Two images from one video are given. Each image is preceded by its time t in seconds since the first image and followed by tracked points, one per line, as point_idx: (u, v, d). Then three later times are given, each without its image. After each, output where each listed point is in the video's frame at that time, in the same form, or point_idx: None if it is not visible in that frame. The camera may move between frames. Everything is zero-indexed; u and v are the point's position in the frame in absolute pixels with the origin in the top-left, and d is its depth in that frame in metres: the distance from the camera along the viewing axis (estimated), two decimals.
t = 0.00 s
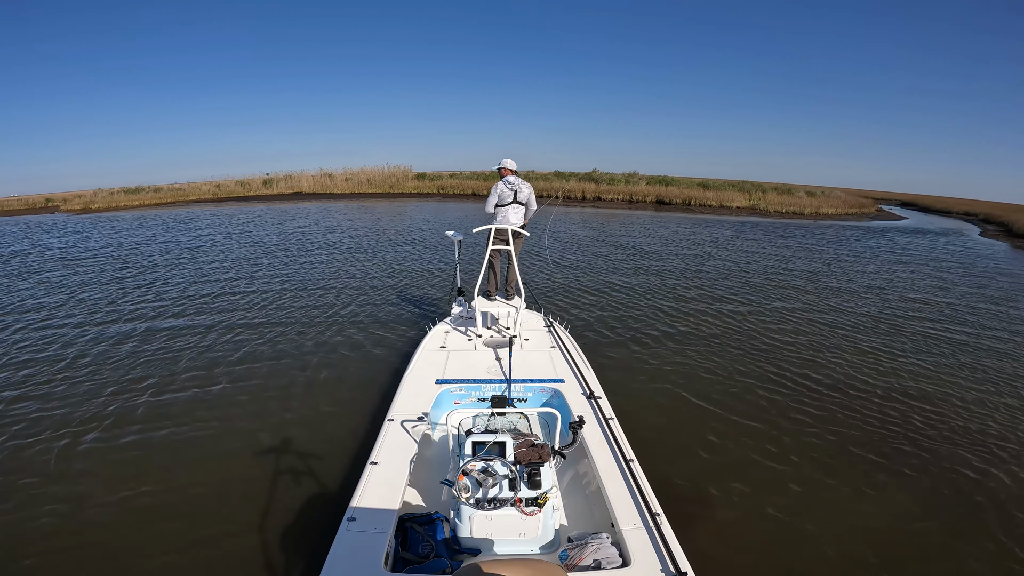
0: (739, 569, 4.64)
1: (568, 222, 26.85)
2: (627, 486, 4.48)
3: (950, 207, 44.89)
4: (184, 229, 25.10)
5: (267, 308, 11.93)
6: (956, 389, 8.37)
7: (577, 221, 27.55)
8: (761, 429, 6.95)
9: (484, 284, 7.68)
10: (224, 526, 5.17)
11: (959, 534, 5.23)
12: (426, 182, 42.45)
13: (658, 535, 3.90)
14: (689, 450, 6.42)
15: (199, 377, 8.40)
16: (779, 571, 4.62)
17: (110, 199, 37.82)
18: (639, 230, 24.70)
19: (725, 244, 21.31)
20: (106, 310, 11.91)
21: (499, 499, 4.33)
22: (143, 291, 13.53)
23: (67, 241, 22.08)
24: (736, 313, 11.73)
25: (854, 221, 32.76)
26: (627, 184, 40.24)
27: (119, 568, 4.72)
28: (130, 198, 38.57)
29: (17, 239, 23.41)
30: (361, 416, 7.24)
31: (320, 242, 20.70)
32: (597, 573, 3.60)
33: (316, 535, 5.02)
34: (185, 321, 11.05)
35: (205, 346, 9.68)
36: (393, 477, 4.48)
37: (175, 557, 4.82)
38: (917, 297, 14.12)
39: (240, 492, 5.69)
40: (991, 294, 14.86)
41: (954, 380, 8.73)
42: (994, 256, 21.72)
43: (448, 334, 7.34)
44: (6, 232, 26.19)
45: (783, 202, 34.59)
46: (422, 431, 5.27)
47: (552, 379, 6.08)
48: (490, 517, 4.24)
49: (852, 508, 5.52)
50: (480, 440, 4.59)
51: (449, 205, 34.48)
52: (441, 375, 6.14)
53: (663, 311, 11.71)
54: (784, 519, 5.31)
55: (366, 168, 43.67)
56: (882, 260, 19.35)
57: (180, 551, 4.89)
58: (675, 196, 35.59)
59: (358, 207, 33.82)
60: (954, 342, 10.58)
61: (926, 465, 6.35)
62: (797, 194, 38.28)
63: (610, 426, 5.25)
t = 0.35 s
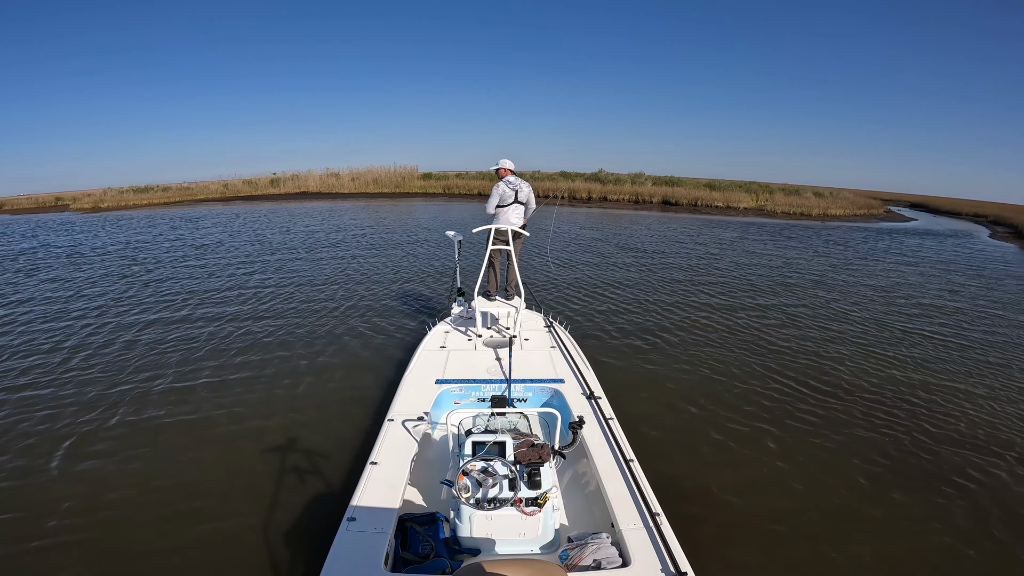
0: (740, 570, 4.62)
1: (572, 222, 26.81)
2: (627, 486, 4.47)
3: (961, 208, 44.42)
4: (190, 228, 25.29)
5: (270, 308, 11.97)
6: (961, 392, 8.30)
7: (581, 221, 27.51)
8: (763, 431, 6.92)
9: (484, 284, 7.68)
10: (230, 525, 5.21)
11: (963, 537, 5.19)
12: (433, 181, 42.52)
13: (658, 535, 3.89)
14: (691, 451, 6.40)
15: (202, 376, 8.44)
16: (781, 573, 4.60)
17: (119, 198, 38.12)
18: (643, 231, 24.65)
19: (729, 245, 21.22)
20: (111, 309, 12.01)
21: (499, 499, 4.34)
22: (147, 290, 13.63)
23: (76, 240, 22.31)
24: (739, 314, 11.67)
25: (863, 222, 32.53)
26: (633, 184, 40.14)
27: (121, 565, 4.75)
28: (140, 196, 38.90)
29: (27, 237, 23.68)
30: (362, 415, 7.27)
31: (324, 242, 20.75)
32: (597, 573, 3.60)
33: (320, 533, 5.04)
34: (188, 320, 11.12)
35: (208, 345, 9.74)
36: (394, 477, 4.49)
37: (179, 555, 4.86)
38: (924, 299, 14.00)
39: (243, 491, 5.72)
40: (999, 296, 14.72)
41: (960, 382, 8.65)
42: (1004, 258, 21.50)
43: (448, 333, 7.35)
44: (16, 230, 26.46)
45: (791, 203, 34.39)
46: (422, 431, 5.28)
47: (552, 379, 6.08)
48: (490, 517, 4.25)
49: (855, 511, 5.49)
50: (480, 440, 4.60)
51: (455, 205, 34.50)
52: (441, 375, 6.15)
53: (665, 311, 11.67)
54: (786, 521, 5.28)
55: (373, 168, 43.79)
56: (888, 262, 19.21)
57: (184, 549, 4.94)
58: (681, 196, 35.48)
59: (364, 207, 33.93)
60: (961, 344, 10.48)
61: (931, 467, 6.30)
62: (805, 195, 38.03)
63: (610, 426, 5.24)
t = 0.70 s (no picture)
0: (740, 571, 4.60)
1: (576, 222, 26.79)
2: (627, 486, 4.46)
3: (973, 209, 44.11)
4: (198, 227, 25.48)
5: (272, 307, 12.01)
6: (967, 394, 8.24)
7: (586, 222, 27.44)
8: (765, 432, 6.88)
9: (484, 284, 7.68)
10: (234, 524, 5.23)
11: (968, 540, 5.15)
12: (439, 181, 42.59)
13: (658, 535, 3.88)
14: (692, 452, 6.37)
15: (204, 375, 8.48)
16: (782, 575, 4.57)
17: (129, 198, 38.44)
18: (647, 231, 24.60)
19: (732, 245, 21.13)
20: (115, 307, 12.09)
21: (499, 499, 4.34)
22: (151, 288, 13.70)
23: (85, 238, 22.52)
24: (742, 316, 11.60)
25: (871, 223, 32.27)
26: (640, 185, 40.03)
27: (123, 565, 4.77)
28: (149, 196, 39.22)
29: (38, 236, 23.93)
30: (363, 414, 7.29)
31: (327, 241, 20.81)
32: (596, 574, 3.59)
33: (324, 532, 5.06)
34: (191, 319, 11.17)
35: (210, 344, 9.79)
36: (393, 477, 4.50)
37: (182, 554, 4.89)
38: (929, 300, 13.89)
39: (246, 490, 5.75)
40: (1006, 298, 14.57)
41: (965, 384, 8.58)
42: (1014, 260, 21.27)
43: (448, 333, 7.36)
44: (26, 229, 26.69)
45: (799, 203, 34.17)
46: (422, 430, 5.29)
47: (552, 379, 6.08)
48: (490, 517, 4.25)
49: (860, 513, 5.44)
50: (480, 440, 4.60)
51: (461, 205, 34.51)
52: (441, 375, 6.16)
53: (668, 312, 11.63)
54: (789, 523, 5.24)
55: (379, 168, 43.92)
56: (895, 264, 19.04)
57: (189, 547, 4.97)
58: (688, 197, 35.35)
59: (370, 206, 34.03)
60: (966, 346, 10.40)
61: (936, 470, 6.25)
62: (813, 196, 37.76)
63: (609, 426, 5.23)
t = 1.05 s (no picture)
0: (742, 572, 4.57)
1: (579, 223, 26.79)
2: (627, 485, 4.45)
3: (983, 210, 43.65)
4: (205, 226, 25.61)
5: (273, 306, 12.02)
6: (973, 396, 8.16)
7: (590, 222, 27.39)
8: (767, 433, 6.84)
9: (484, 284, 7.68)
10: (238, 524, 5.23)
11: (973, 541, 5.12)
12: (445, 181, 42.61)
13: (658, 535, 3.87)
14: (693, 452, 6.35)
15: (206, 374, 8.51)
16: None
17: (138, 197, 38.71)
18: (651, 231, 24.52)
19: (735, 246, 21.05)
20: (117, 306, 12.13)
21: (499, 499, 4.34)
22: (153, 287, 13.74)
23: (93, 237, 22.69)
24: (746, 317, 11.54)
25: (880, 224, 32.01)
26: (646, 185, 39.93)
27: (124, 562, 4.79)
28: (158, 195, 39.47)
29: (47, 234, 24.11)
30: (365, 413, 7.30)
31: (331, 241, 20.87)
32: (596, 574, 3.58)
33: (328, 532, 5.05)
34: (192, 318, 11.19)
35: (211, 343, 9.80)
36: (394, 477, 4.51)
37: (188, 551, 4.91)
38: (936, 302, 13.77)
39: (249, 489, 5.76)
40: (1015, 300, 14.42)
41: (971, 386, 8.50)
42: None
43: (448, 333, 7.36)
44: (36, 227, 26.90)
45: (806, 204, 33.97)
46: (422, 430, 5.30)
47: (552, 379, 6.07)
48: (490, 517, 4.25)
49: (861, 514, 5.41)
50: (480, 440, 4.60)
51: (467, 205, 34.51)
52: (441, 375, 6.17)
53: (670, 313, 11.59)
54: (792, 525, 5.20)
55: (385, 168, 43.99)
56: (901, 265, 18.90)
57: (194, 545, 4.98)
58: (694, 198, 35.23)
59: (376, 206, 34.12)
60: (972, 348, 10.31)
61: (940, 471, 6.21)
62: (821, 197, 37.51)
63: (609, 426, 5.22)
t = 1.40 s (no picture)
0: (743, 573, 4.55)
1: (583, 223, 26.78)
2: (628, 485, 4.44)
3: (993, 212, 43.25)
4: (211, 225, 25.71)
5: (274, 306, 12.03)
6: (978, 398, 8.10)
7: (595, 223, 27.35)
8: (770, 435, 6.79)
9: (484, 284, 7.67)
10: (243, 521, 5.23)
11: (978, 544, 5.07)
12: (450, 181, 42.63)
13: (658, 535, 3.85)
14: (695, 453, 6.31)
15: (208, 372, 8.52)
16: None
17: (146, 196, 38.94)
18: (654, 231, 24.47)
19: (739, 247, 20.96)
20: (120, 305, 12.17)
21: (499, 499, 4.33)
22: (156, 286, 13.79)
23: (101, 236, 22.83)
24: (749, 317, 11.50)
25: (889, 225, 31.77)
26: (652, 186, 39.85)
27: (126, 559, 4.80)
28: (166, 194, 39.67)
29: (56, 233, 24.28)
30: (366, 412, 7.31)
31: (335, 240, 20.92)
32: (596, 573, 3.57)
33: (333, 531, 5.04)
34: (194, 317, 11.21)
35: (212, 342, 9.81)
36: (394, 477, 4.51)
37: (193, 548, 4.91)
38: (941, 304, 13.66)
39: (251, 487, 5.78)
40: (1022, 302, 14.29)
41: (976, 388, 8.42)
42: None
43: (448, 333, 7.36)
44: (45, 226, 27.09)
45: (814, 205, 33.77)
46: (422, 429, 5.30)
47: (552, 379, 6.06)
48: (490, 517, 4.25)
49: (866, 516, 5.37)
50: (480, 440, 4.60)
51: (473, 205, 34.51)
52: (441, 375, 6.17)
53: (673, 313, 11.54)
54: (796, 527, 5.16)
55: (391, 168, 44.05)
56: (907, 266, 18.76)
57: (198, 542, 4.99)
58: (701, 198, 35.09)
59: (382, 206, 34.20)
60: (978, 350, 10.21)
61: (944, 473, 6.17)
62: (829, 198, 37.29)
63: (609, 426, 5.21)
